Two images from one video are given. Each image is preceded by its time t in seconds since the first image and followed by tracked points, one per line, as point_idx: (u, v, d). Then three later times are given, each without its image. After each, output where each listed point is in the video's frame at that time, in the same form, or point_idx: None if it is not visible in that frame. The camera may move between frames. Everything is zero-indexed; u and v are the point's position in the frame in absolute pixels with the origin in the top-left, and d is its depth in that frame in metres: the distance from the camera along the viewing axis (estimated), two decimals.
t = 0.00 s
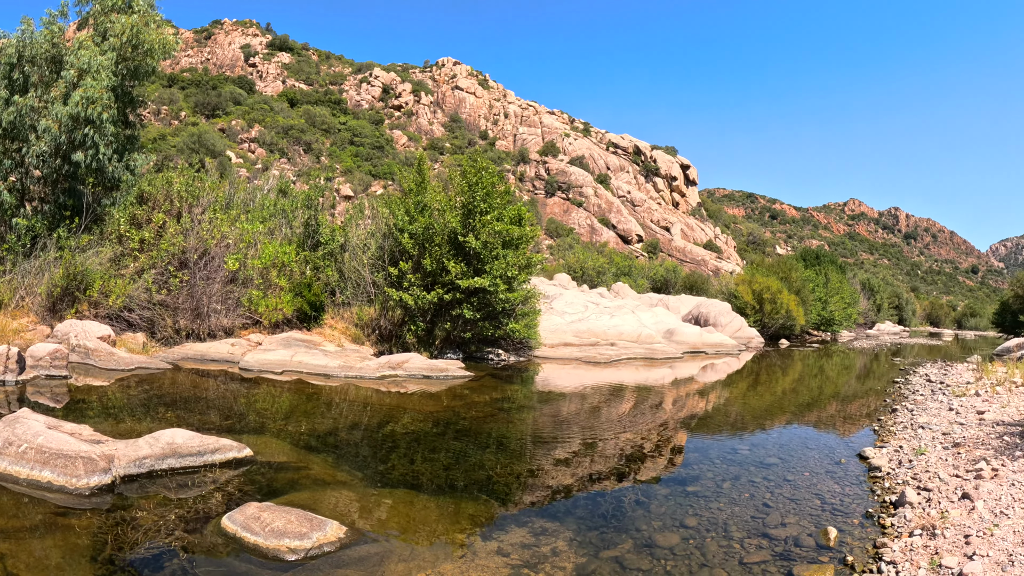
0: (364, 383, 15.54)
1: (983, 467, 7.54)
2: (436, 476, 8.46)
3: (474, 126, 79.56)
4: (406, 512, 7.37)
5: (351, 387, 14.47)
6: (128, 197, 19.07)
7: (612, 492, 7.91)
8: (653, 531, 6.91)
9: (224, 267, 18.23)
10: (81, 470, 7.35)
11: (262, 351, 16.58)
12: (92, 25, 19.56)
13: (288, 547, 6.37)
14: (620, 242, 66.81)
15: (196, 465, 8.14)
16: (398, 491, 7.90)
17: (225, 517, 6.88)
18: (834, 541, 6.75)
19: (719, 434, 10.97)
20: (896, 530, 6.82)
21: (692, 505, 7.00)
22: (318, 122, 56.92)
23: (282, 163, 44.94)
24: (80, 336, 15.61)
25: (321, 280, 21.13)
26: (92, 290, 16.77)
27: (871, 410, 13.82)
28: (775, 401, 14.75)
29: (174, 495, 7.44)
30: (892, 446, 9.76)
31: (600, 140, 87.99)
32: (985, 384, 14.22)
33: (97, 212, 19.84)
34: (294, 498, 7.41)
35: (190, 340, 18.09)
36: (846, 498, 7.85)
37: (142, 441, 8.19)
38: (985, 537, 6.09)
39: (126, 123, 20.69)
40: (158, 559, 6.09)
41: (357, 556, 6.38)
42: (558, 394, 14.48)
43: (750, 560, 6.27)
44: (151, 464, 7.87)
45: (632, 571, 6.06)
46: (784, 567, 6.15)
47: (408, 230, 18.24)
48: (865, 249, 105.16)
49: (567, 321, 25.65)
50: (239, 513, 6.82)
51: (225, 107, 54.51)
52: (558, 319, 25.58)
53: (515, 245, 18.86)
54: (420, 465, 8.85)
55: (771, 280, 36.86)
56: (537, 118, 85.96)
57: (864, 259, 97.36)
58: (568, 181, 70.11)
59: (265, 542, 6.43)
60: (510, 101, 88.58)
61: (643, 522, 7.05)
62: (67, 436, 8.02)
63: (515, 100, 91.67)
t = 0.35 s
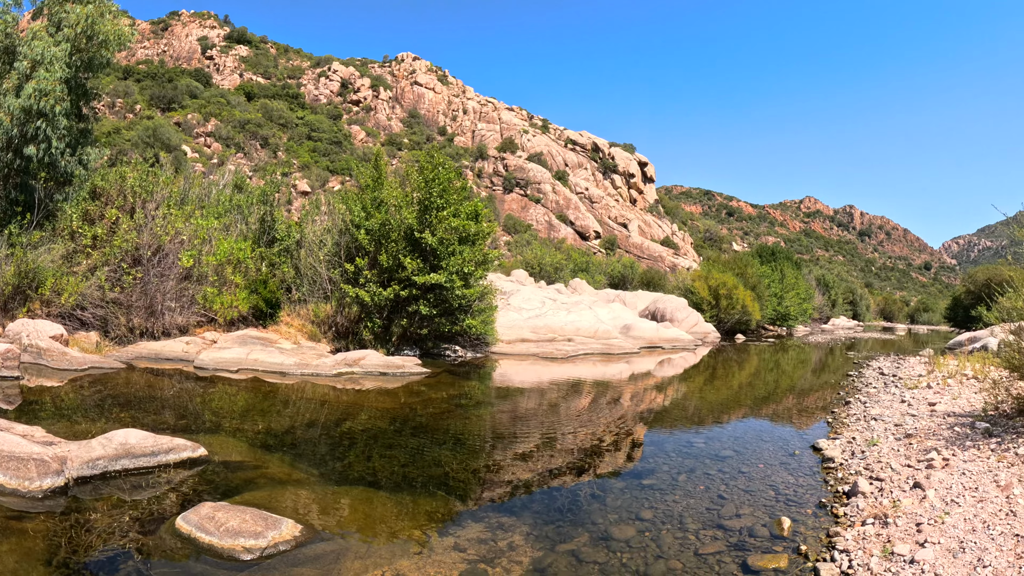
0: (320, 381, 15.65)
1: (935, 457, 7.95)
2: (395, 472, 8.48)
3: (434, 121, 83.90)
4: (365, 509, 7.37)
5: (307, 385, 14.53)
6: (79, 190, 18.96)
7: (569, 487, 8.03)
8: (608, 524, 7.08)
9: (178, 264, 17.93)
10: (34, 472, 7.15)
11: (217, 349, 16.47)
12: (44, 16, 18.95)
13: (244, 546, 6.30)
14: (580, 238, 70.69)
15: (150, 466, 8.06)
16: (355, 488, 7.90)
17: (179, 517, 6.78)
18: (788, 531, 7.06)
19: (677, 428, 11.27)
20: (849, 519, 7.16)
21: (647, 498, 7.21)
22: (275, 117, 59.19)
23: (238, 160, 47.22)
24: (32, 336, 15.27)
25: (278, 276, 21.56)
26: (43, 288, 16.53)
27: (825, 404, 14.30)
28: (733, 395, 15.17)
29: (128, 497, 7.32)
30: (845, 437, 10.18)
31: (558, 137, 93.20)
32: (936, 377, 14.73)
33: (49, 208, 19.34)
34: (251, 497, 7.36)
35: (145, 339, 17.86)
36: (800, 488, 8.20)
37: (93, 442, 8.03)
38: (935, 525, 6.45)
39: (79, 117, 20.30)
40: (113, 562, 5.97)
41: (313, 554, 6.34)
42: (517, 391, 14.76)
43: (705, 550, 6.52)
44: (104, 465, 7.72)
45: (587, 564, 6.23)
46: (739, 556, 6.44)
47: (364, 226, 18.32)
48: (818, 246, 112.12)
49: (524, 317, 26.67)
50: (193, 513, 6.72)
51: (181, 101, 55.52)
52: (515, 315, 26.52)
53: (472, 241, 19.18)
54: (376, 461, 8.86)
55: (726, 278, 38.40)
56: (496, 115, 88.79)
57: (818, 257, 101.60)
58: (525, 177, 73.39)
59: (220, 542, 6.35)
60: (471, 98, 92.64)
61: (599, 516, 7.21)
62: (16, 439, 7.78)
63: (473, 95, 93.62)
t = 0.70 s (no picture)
0: (274, 378, 15.88)
1: (884, 448, 8.45)
2: (353, 470, 8.54)
3: (391, 116, 83.59)
4: (323, 508, 7.40)
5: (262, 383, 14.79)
6: (28, 185, 17.49)
7: (524, 482, 8.23)
8: (563, 517, 7.53)
9: (130, 261, 17.85)
10: None
11: (170, 348, 16.49)
12: None
13: (197, 547, 6.28)
14: (535, 234, 71.42)
15: (102, 466, 7.98)
16: (309, 485, 7.94)
17: (132, 519, 6.73)
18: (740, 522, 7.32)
19: (632, 423, 11.67)
20: (800, 509, 7.43)
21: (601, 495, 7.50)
22: (229, 111, 59.35)
23: (192, 151, 47.64)
24: None
25: (231, 273, 21.35)
26: None
27: (781, 396, 14.93)
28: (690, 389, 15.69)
29: (80, 499, 7.25)
30: (796, 429, 10.74)
31: (514, 130, 92.72)
32: (889, 370, 15.88)
33: None
34: (206, 497, 7.35)
35: (96, 338, 17.77)
36: (752, 481, 8.51)
37: (42, 445, 7.90)
38: (884, 514, 6.77)
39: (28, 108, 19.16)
40: (66, 565, 5.92)
41: (266, 554, 6.34)
42: (474, 387, 15.12)
43: (657, 542, 6.71)
44: (56, 467, 7.63)
45: (542, 558, 6.40)
46: (691, 547, 6.63)
47: (319, 221, 18.72)
48: (772, 242, 115.76)
49: (480, 313, 27.13)
50: (146, 514, 6.69)
51: (135, 94, 55.41)
52: (471, 311, 27.01)
53: (427, 235, 19.75)
54: (332, 459, 8.91)
55: (682, 274, 40.55)
56: (453, 111, 88.11)
57: (769, 251, 106.00)
58: (481, 172, 74.37)
59: (173, 543, 6.33)
60: (427, 92, 91.38)
61: (554, 510, 7.73)
62: None
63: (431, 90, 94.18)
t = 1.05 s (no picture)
0: (229, 376, 15.96)
1: (836, 440, 8.97)
2: (313, 466, 8.57)
3: (348, 110, 87.18)
4: (281, 506, 7.38)
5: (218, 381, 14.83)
6: None
7: (480, 477, 8.37)
8: (519, 512, 7.57)
9: (82, 257, 17.51)
10: None
11: (123, 346, 16.44)
12: None
13: (151, 548, 6.21)
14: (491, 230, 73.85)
15: (55, 468, 7.85)
16: (262, 483, 7.93)
17: (85, 521, 6.64)
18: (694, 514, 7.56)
19: (588, 418, 12.03)
20: (755, 500, 7.68)
21: (556, 490, 7.51)
22: (185, 103, 60.27)
23: (147, 146, 48.90)
24: None
25: (184, 269, 21.33)
26: None
27: (736, 389, 15.64)
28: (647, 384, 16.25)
29: (33, 501, 7.13)
30: (751, 423, 11.25)
31: (473, 126, 97.66)
32: (841, 364, 16.82)
33: None
34: (162, 497, 7.30)
35: (47, 336, 17.61)
36: (707, 473, 8.84)
37: None
38: (837, 503, 7.18)
39: None
40: (20, 569, 5.82)
41: (222, 553, 6.30)
42: (430, 383, 15.45)
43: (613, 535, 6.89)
44: (6, 469, 7.50)
45: (497, 551, 6.52)
46: (646, 539, 6.80)
47: (275, 217, 19.09)
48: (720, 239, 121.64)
49: (436, 308, 27.06)
50: (100, 515, 6.61)
51: (89, 84, 56.30)
52: (428, 305, 27.00)
53: (383, 231, 20.35)
54: (287, 456, 8.91)
55: (637, 270, 43.04)
56: (411, 106, 92.96)
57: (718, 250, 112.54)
58: (439, 168, 76.63)
59: (127, 544, 6.25)
60: (386, 87, 97.11)
61: (511, 504, 7.75)
62: None
63: (388, 86, 97.39)
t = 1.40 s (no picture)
0: (183, 373, 15.95)
1: (791, 432, 9.42)
2: (271, 464, 8.57)
3: (307, 102, 87.52)
4: (239, 504, 7.34)
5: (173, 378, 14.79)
6: None
7: (437, 473, 8.45)
8: (474, 506, 7.53)
9: (34, 252, 17.37)
10: None
11: (75, 343, 16.16)
12: None
13: (105, 549, 6.10)
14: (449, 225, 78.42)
15: (5, 470, 7.63)
16: (217, 482, 7.87)
17: (37, 523, 6.50)
18: (650, 506, 7.70)
19: (548, 413, 12.31)
20: (711, 492, 7.88)
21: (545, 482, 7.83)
22: (140, 95, 61.09)
23: (101, 138, 48.84)
24: None
25: (138, 264, 21.08)
26: None
27: (693, 383, 16.37)
28: (605, 380, 16.86)
29: None
30: (707, 416, 11.76)
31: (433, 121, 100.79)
32: (797, 357, 17.63)
33: None
34: (116, 497, 7.19)
35: None
36: (662, 465, 9.05)
37: None
38: (791, 494, 7.37)
39: None
40: None
41: (176, 553, 6.18)
42: (388, 379, 15.71)
43: (569, 528, 6.98)
44: None
45: (455, 546, 6.56)
46: (602, 532, 6.92)
47: (230, 211, 18.82)
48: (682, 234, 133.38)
49: (393, 304, 28.03)
50: (53, 517, 6.48)
51: (43, 74, 56.28)
52: (384, 302, 27.93)
53: (339, 226, 20.53)
54: (243, 454, 8.88)
55: (595, 266, 44.25)
56: (369, 99, 93.81)
57: (681, 247, 120.90)
58: (397, 163, 80.00)
59: (81, 546, 6.14)
60: (344, 81, 96.15)
61: (466, 499, 7.68)
62: None
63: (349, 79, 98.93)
